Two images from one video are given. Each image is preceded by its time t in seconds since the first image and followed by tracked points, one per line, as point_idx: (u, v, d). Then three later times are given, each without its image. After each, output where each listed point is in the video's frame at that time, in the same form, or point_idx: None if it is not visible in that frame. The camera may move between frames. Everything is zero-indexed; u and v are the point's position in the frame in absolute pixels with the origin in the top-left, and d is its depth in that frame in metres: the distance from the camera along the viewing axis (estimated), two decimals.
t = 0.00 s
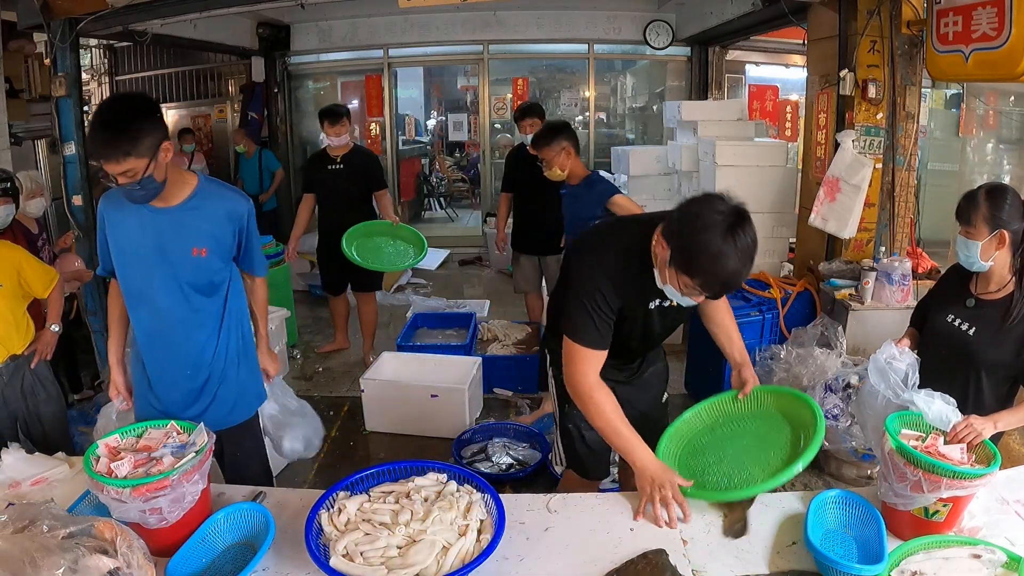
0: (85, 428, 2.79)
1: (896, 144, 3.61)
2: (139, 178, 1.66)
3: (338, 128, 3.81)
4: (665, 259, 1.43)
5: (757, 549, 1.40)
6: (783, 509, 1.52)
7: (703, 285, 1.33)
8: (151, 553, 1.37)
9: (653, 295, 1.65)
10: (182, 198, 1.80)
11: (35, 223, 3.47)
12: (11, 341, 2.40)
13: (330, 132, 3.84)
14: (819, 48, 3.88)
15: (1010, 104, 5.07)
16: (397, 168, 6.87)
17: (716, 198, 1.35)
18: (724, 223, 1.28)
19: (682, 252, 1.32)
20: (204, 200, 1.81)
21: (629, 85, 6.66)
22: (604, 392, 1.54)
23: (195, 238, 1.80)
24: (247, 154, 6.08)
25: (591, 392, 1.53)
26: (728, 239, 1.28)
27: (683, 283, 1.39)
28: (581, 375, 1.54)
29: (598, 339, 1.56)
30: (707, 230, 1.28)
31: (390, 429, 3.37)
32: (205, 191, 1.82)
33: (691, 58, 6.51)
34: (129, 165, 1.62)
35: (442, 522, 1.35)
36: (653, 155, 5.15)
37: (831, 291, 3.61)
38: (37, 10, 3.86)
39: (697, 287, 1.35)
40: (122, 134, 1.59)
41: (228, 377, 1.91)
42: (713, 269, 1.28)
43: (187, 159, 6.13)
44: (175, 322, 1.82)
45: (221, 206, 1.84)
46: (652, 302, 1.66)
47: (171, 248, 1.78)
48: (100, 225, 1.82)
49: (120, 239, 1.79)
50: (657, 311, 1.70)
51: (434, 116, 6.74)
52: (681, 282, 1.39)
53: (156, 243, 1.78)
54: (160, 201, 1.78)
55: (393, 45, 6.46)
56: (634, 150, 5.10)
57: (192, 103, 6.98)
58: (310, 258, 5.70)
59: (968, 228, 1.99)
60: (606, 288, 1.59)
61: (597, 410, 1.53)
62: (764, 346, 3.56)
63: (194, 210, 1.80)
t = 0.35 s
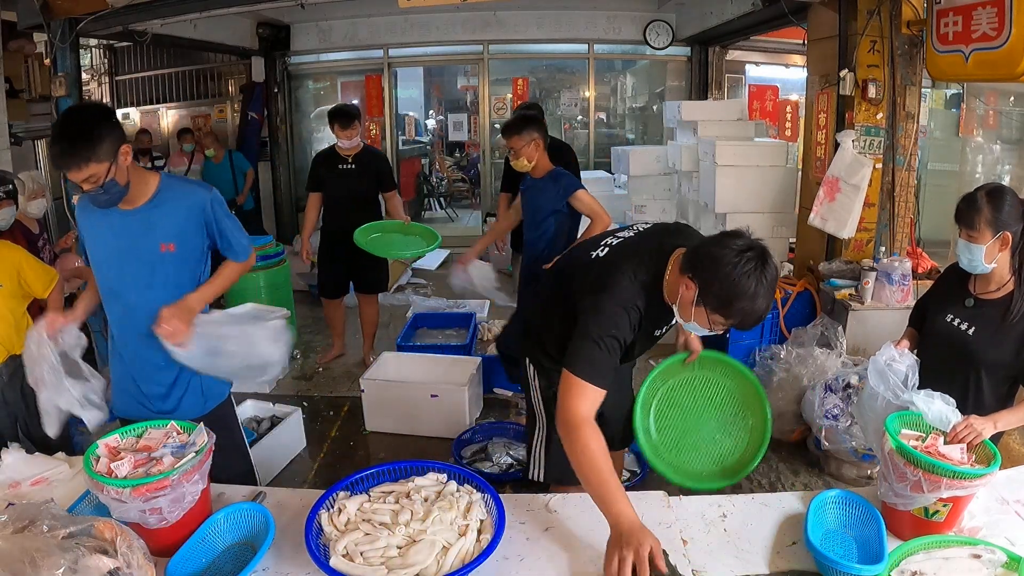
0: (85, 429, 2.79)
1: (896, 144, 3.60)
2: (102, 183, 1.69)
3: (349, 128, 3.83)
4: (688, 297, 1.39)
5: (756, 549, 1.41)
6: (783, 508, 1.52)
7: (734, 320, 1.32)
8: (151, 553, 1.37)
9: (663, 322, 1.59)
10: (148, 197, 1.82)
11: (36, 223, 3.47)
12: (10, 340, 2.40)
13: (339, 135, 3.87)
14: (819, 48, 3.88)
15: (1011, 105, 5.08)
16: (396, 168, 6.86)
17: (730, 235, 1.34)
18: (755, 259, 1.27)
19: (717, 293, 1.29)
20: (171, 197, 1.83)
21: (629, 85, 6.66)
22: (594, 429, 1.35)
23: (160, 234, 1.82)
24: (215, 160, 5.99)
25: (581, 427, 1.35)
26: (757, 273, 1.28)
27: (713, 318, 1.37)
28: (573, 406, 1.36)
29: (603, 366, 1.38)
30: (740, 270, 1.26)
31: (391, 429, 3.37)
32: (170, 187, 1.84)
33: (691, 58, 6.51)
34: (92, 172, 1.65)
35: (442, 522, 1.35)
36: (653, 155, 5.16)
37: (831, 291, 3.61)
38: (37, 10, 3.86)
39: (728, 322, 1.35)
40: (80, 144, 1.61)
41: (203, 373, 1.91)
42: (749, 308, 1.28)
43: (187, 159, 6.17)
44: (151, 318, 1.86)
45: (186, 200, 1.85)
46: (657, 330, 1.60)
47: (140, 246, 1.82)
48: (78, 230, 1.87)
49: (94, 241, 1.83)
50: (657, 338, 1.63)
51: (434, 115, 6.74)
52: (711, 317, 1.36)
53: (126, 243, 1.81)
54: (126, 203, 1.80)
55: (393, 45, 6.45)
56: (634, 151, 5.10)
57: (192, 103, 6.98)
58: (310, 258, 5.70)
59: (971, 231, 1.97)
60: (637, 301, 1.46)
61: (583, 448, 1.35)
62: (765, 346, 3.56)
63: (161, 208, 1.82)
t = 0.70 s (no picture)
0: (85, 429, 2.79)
1: (896, 144, 3.60)
2: (91, 177, 1.71)
3: (342, 128, 3.83)
4: (690, 264, 1.43)
5: (756, 549, 1.41)
6: (783, 509, 1.52)
7: (738, 285, 1.35)
8: (151, 553, 1.37)
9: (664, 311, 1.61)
10: (127, 197, 1.80)
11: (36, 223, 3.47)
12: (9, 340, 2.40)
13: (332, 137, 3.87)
14: (819, 48, 3.88)
15: (1011, 104, 5.09)
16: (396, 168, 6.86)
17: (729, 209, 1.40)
18: (750, 227, 1.32)
19: (716, 257, 1.34)
20: (147, 197, 1.80)
21: (629, 85, 6.67)
22: (595, 393, 1.46)
23: (133, 236, 1.81)
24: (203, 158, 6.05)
25: (585, 394, 1.45)
26: (753, 242, 1.32)
27: (717, 284, 1.39)
28: (577, 376, 1.46)
29: (601, 340, 1.48)
30: (735, 236, 1.32)
31: (391, 429, 3.37)
32: (147, 189, 1.81)
33: (691, 58, 6.51)
34: (70, 171, 1.67)
35: (442, 522, 1.35)
36: (653, 155, 5.16)
37: (831, 291, 3.60)
38: (37, 10, 3.86)
39: (729, 289, 1.38)
40: (67, 142, 1.63)
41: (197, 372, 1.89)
42: (748, 270, 1.32)
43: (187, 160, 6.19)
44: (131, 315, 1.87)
45: (160, 203, 1.81)
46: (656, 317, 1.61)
47: (116, 246, 1.82)
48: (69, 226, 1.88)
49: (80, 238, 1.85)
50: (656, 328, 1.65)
51: (434, 115, 6.74)
52: (715, 282, 1.38)
53: (106, 242, 1.82)
54: (108, 203, 1.80)
55: (394, 45, 6.45)
56: (634, 151, 5.10)
57: (192, 103, 6.97)
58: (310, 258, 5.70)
59: (972, 234, 1.97)
60: (642, 282, 1.52)
61: (588, 411, 1.45)
62: (765, 347, 3.52)
63: (138, 209, 1.80)
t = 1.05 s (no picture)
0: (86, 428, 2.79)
1: (896, 144, 3.60)
2: (94, 176, 1.70)
3: (322, 129, 3.84)
4: (696, 295, 1.45)
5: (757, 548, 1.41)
6: (783, 508, 1.52)
7: (745, 314, 1.38)
8: (151, 553, 1.37)
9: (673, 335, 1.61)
10: (124, 196, 1.80)
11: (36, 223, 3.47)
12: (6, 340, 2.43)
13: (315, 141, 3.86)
14: (819, 48, 3.88)
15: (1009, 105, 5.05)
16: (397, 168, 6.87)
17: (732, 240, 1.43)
18: (753, 259, 1.36)
19: (721, 288, 1.37)
20: (145, 195, 1.81)
21: (629, 85, 6.67)
22: (716, 444, 1.40)
23: (133, 233, 1.81)
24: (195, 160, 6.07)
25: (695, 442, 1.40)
26: (756, 273, 1.36)
27: (724, 314, 1.41)
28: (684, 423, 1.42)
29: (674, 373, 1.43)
30: (740, 267, 1.35)
31: (391, 429, 3.37)
32: (144, 188, 1.81)
33: (691, 58, 6.50)
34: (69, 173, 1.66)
35: (442, 522, 1.35)
36: (653, 155, 5.17)
37: (831, 291, 3.60)
38: (37, 10, 3.86)
39: (735, 319, 1.41)
40: (70, 142, 1.64)
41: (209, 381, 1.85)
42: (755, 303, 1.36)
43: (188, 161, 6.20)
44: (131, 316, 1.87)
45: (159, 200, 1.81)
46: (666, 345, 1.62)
47: (115, 246, 1.81)
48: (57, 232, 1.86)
49: (74, 241, 1.83)
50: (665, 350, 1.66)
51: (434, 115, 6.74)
52: (723, 313, 1.41)
53: (104, 243, 1.81)
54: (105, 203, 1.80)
55: (394, 45, 6.45)
56: (634, 151, 5.11)
57: (192, 103, 6.96)
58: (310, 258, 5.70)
59: (927, 259, 1.97)
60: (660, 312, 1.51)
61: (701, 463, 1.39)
62: (765, 347, 3.51)
63: (135, 207, 1.80)
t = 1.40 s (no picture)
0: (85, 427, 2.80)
1: (896, 144, 3.60)
2: (118, 177, 1.70)
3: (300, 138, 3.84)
4: (710, 272, 1.49)
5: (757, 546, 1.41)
6: (784, 508, 1.52)
7: (760, 287, 1.43)
8: (151, 553, 1.37)
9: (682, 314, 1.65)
10: (144, 197, 1.80)
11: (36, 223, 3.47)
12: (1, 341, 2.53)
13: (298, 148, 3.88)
14: (819, 48, 3.89)
15: (1012, 104, 4.36)
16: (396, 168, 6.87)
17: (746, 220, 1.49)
18: (766, 237, 1.42)
19: (735, 263, 1.43)
20: (166, 197, 1.80)
21: (629, 85, 6.68)
22: (688, 420, 1.46)
23: (154, 235, 1.80)
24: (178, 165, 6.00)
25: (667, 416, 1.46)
26: (768, 251, 1.42)
27: (737, 288, 1.46)
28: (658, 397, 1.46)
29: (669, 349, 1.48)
30: (753, 245, 1.42)
31: (391, 429, 3.37)
32: (165, 189, 1.81)
33: (691, 59, 6.51)
34: (92, 175, 1.65)
35: (442, 522, 1.35)
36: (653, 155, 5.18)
37: (831, 291, 3.59)
38: (37, 10, 3.86)
39: (749, 294, 1.46)
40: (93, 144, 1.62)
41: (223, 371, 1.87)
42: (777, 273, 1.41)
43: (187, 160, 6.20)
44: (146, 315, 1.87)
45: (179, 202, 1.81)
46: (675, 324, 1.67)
47: (133, 246, 1.81)
48: (69, 227, 1.85)
49: (88, 239, 1.82)
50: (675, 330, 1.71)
51: (434, 116, 6.75)
52: (736, 287, 1.46)
53: (121, 243, 1.81)
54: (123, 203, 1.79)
55: (393, 45, 6.45)
56: (634, 151, 5.12)
57: (192, 102, 6.97)
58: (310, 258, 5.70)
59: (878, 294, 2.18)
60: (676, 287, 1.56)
61: (675, 437, 1.45)
62: (765, 347, 3.51)
63: (156, 209, 1.80)
